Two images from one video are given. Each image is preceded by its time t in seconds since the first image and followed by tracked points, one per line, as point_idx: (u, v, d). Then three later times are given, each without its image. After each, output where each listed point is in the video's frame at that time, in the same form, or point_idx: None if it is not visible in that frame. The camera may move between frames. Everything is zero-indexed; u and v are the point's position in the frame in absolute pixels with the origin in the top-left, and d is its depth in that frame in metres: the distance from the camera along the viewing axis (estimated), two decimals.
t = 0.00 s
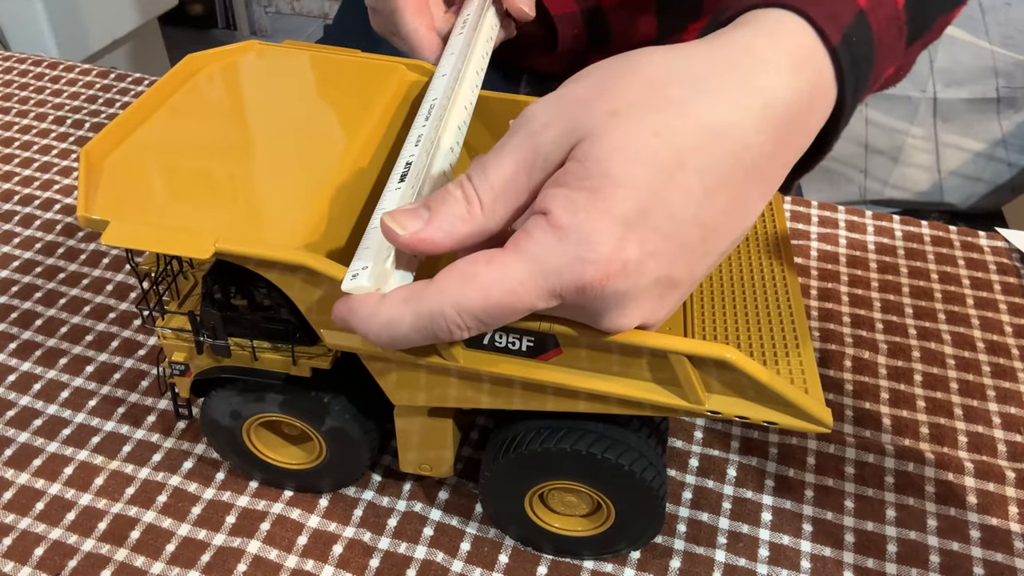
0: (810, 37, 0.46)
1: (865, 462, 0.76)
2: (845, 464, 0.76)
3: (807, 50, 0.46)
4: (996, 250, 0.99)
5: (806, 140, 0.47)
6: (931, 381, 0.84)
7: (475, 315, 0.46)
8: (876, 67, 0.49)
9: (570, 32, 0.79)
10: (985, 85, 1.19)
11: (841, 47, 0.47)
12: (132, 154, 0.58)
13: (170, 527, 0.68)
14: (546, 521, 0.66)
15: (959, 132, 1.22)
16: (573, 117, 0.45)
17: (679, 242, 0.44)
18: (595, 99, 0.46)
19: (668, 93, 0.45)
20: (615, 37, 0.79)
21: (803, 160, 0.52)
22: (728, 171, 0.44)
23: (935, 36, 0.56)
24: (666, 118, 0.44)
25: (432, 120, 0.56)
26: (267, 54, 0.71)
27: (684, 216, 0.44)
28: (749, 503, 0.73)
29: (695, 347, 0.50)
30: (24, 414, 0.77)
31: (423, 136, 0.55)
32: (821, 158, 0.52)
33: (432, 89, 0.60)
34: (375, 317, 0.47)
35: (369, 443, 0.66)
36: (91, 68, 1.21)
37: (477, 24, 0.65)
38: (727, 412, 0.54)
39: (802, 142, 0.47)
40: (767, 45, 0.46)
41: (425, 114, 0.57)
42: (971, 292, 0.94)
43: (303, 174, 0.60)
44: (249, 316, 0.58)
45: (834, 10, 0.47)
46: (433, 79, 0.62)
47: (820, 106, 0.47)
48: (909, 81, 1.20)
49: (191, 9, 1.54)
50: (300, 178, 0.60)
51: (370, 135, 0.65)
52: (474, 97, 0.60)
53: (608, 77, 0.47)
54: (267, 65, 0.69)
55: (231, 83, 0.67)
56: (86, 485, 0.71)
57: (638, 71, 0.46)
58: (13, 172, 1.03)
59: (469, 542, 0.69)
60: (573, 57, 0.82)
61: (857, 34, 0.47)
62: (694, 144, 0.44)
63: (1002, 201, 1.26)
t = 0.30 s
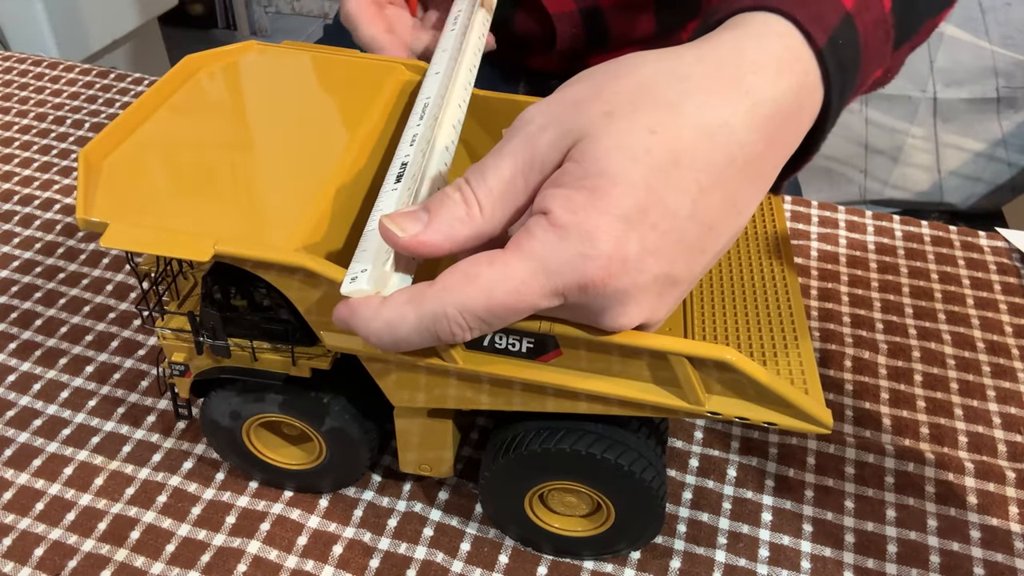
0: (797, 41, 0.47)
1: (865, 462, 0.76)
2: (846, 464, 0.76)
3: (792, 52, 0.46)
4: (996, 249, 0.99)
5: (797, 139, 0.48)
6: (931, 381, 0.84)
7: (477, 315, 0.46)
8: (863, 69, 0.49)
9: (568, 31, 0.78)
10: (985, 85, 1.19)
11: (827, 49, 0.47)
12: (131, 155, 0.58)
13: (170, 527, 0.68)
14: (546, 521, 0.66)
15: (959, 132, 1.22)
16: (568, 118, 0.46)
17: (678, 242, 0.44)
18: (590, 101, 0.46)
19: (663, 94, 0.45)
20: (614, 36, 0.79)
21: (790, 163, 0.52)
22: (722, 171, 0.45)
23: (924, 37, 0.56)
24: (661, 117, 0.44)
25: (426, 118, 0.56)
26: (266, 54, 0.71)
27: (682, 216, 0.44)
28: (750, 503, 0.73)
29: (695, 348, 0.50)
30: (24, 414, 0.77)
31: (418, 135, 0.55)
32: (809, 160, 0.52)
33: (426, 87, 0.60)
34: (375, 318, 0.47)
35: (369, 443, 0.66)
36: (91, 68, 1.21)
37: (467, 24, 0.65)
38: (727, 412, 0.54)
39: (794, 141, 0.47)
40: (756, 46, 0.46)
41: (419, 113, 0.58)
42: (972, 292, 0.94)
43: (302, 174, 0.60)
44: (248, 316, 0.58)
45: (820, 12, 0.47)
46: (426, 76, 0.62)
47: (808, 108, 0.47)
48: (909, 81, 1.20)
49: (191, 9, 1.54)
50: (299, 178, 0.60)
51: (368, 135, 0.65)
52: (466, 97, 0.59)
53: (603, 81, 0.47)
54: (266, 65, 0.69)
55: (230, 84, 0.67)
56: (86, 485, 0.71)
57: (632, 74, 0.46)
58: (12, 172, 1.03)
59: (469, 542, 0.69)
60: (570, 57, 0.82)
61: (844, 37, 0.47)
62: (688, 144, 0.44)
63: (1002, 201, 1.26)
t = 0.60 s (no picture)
0: (791, 43, 0.47)
1: (865, 462, 0.76)
2: (846, 464, 0.76)
3: (787, 54, 0.46)
4: (996, 250, 0.99)
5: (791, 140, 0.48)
6: (931, 381, 0.84)
7: (477, 314, 0.45)
8: (855, 72, 0.50)
9: (566, 29, 0.78)
10: (985, 85, 1.18)
11: (819, 52, 0.47)
12: (131, 155, 0.58)
13: (170, 527, 0.68)
14: (545, 521, 0.66)
15: (959, 132, 1.22)
16: (568, 117, 0.46)
17: (677, 241, 0.44)
18: (588, 101, 0.46)
19: (661, 95, 0.45)
20: (613, 34, 0.79)
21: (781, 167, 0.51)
22: (719, 170, 0.45)
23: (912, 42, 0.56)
24: (658, 116, 0.44)
25: (434, 121, 0.57)
26: (266, 54, 0.71)
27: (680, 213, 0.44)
28: (749, 503, 0.73)
29: (695, 348, 0.50)
30: (24, 414, 0.77)
31: (425, 138, 0.55)
32: (802, 162, 0.52)
33: (436, 91, 0.61)
34: (375, 317, 0.47)
35: (368, 443, 0.66)
36: (91, 68, 1.21)
37: (481, 26, 0.65)
38: (727, 412, 0.54)
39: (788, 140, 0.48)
40: (750, 48, 0.46)
41: (427, 116, 0.58)
42: (972, 292, 0.94)
43: (302, 174, 0.60)
44: (248, 316, 0.58)
45: (811, 15, 0.47)
46: (437, 80, 0.63)
47: (801, 108, 0.47)
48: (909, 81, 1.20)
49: (191, 9, 1.54)
50: (299, 178, 0.60)
51: (369, 135, 0.65)
52: (476, 99, 0.59)
53: (602, 81, 0.47)
54: (266, 65, 0.69)
55: (230, 84, 0.67)
56: (86, 485, 0.71)
57: (630, 75, 0.46)
58: (12, 172, 1.03)
59: (469, 542, 0.69)
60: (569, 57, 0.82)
61: (835, 40, 0.48)
62: (684, 143, 0.44)
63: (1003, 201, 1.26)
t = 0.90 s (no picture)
0: (786, 49, 0.47)
1: (865, 462, 0.76)
2: (846, 464, 0.76)
3: (783, 57, 0.47)
4: (996, 250, 0.99)
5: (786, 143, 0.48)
6: (931, 381, 0.84)
7: (477, 313, 0.45)
8: (848, 80, 0.50)
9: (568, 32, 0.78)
10: (985, 86, 1.18)
11: (815, 60, 0.47)
12: (131, 156, 0.58)
13: (170, 527, 0.69)
14: (545, 521, 0.66)
15: (959, 132, 1.22)
16: (568, 118, 0.46)
17: (676, 241, 0.44)
18: (588, 103, 0.46)
19: (660, 96, 0.45)
20: (614, 35, 0.79)
21: (776, 171, 0.52)
22: (717, 171, 0.45)
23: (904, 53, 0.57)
24: (657, 119, 0.44)
25: (434, 121, 0.57)
26: (265, 54, 0.71)
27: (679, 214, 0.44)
28: (749, 503, 0.73)
29: (695, 347, 0.50)
30: (24, 414, 0.77)
31: (425, 138, 0.55)
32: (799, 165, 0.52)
33: (436, 91, 0.61)
34: (375, 317, 0.47)
35: (368, 443, 0.66)
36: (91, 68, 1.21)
37: (481, 26, 0.65)
38: (727, 412, 0.54)
39: (784, 142, 0.48)
40: (747, 53, 0.46)
41: (427, 116, 0.58)
42: (972, 292, 0.94)
43: (301, 174, 0.60)
44: (248, 316, 0.58)
45: (808, 21, 0.47)
46: (436, 80, 0.63)
47: (797, 111, 0.47)
48: (909, 81, 1.20)
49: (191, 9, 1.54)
50: (298, 178, 0.60)
51: (368, 135, 0.65)
52: (476, 100, 0.59)
53: (602, 82, 0.47)
54: (266, 65, 0.69)
55: (230, 84, 0.67)
56: (86, 485, 0.71)
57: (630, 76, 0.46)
58: (12, 172, 1.03)
59: (469, 542, 0.69)
60: (571, 57, 0.83)
61: (830, 49, 0.48)
62: (683, 145, 0.44)
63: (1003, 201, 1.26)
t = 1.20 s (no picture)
0: (786, 52, 0.47)
1: (865, 462, 0.76)
2: (846, 464, 0.76)
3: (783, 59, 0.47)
4: (996, 249, 0.99)
5: (786, 144, 0.48)
6: (931, 381, 0.84)
7: (477, 314, 0.45)
8: (846, 85, 0.50)
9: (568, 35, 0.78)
10: (985, 85, 1.18)
11: (814, 63, 0.47)
12: (131, 157, 0.58)
13: (170, 527, 0.69)
14: (545, 521, 0.66)
15: (959, 132, 1.22)
16: (568, 119, 0.46)
17: (676, 242, 0.44)
18: (588, 104, 0.46)
19: (659, 97, 0.45)
20: (615, 38, 0.79)
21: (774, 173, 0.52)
22: (717, 172, 0.45)
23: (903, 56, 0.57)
24: (657, 120, 0.44)
25: (434, 121, 0.57)
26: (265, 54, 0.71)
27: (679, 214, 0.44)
28: (749, 503, 0.73)
29: (695, 347, 0.50)
30: (24, 414, 0.77)
31: (424, 138, 0.55)
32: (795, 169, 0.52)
33: (436, 91, 0.61)
34: (375, 318, 0.47)
35: (368, 443, 0.66)
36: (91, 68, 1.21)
37: (481, 26, 0.65)
38: (727, 412, 0.54)
39: (784, 143, 0.48)
40: (747, 55, 0.46)
41: (427, 116, 0.58)
42: (972, 292, 0.94)
43: (301, 174, 0.60)
44: (248, 316, 0.58)
45: (807, 25, 0.47)
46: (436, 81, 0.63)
47: (796, 112, 0.47)
48: (909, 81, 1.20)
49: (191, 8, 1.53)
50: (298, 178, 0.60)
51: (368, 135, 0.65)
52: (476, 100, 0.59)
53: (601, 84, 0.47)
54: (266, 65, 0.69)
55: (230, 84, 0.67)
56: (86, 485, 0.71)
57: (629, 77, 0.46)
58: (12, 172, 1.03)
59: (469, 542, 0.69)
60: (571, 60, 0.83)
61: (829, 52, 0.48)
62: (683, 146, 0.44)
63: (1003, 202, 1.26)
